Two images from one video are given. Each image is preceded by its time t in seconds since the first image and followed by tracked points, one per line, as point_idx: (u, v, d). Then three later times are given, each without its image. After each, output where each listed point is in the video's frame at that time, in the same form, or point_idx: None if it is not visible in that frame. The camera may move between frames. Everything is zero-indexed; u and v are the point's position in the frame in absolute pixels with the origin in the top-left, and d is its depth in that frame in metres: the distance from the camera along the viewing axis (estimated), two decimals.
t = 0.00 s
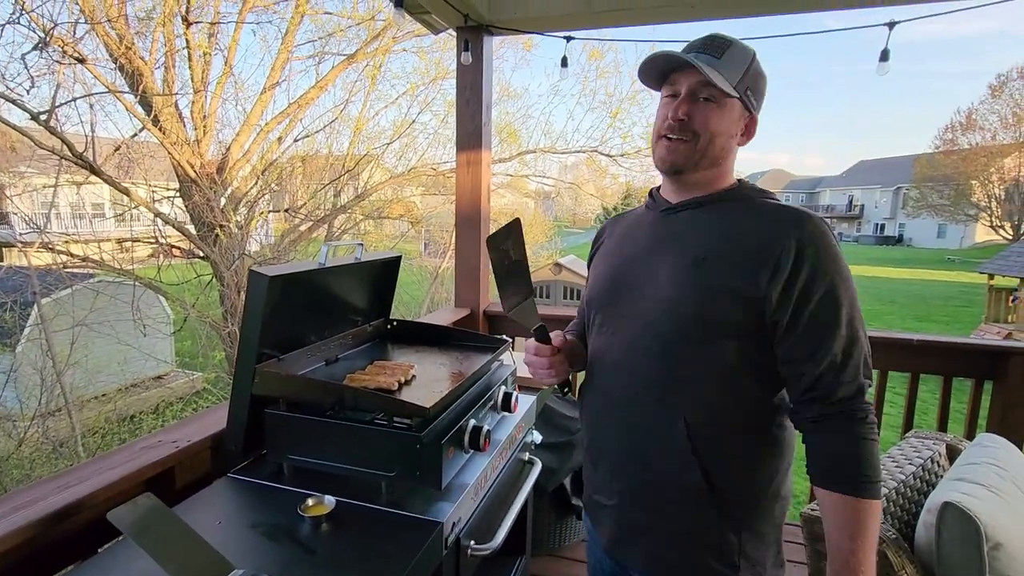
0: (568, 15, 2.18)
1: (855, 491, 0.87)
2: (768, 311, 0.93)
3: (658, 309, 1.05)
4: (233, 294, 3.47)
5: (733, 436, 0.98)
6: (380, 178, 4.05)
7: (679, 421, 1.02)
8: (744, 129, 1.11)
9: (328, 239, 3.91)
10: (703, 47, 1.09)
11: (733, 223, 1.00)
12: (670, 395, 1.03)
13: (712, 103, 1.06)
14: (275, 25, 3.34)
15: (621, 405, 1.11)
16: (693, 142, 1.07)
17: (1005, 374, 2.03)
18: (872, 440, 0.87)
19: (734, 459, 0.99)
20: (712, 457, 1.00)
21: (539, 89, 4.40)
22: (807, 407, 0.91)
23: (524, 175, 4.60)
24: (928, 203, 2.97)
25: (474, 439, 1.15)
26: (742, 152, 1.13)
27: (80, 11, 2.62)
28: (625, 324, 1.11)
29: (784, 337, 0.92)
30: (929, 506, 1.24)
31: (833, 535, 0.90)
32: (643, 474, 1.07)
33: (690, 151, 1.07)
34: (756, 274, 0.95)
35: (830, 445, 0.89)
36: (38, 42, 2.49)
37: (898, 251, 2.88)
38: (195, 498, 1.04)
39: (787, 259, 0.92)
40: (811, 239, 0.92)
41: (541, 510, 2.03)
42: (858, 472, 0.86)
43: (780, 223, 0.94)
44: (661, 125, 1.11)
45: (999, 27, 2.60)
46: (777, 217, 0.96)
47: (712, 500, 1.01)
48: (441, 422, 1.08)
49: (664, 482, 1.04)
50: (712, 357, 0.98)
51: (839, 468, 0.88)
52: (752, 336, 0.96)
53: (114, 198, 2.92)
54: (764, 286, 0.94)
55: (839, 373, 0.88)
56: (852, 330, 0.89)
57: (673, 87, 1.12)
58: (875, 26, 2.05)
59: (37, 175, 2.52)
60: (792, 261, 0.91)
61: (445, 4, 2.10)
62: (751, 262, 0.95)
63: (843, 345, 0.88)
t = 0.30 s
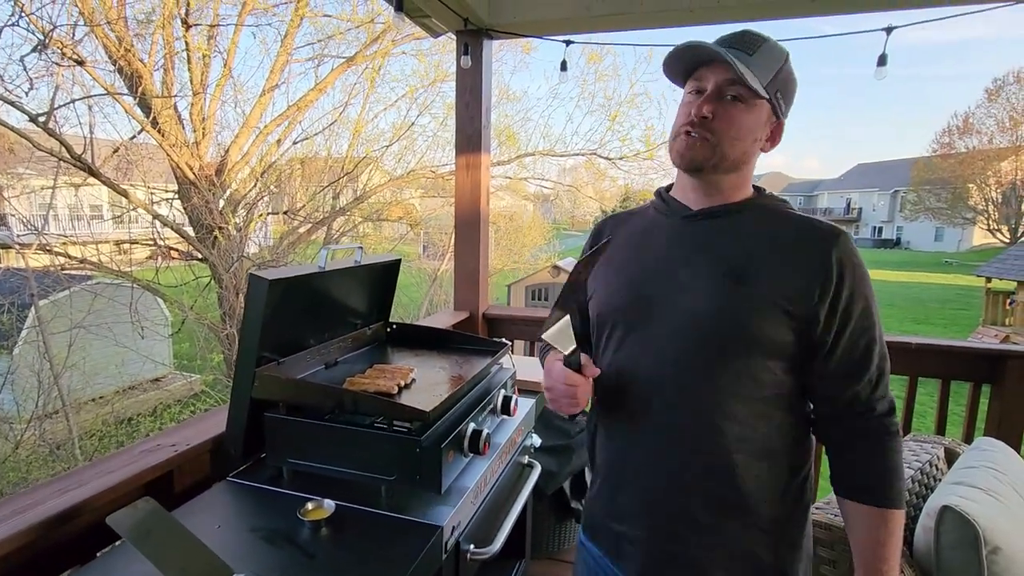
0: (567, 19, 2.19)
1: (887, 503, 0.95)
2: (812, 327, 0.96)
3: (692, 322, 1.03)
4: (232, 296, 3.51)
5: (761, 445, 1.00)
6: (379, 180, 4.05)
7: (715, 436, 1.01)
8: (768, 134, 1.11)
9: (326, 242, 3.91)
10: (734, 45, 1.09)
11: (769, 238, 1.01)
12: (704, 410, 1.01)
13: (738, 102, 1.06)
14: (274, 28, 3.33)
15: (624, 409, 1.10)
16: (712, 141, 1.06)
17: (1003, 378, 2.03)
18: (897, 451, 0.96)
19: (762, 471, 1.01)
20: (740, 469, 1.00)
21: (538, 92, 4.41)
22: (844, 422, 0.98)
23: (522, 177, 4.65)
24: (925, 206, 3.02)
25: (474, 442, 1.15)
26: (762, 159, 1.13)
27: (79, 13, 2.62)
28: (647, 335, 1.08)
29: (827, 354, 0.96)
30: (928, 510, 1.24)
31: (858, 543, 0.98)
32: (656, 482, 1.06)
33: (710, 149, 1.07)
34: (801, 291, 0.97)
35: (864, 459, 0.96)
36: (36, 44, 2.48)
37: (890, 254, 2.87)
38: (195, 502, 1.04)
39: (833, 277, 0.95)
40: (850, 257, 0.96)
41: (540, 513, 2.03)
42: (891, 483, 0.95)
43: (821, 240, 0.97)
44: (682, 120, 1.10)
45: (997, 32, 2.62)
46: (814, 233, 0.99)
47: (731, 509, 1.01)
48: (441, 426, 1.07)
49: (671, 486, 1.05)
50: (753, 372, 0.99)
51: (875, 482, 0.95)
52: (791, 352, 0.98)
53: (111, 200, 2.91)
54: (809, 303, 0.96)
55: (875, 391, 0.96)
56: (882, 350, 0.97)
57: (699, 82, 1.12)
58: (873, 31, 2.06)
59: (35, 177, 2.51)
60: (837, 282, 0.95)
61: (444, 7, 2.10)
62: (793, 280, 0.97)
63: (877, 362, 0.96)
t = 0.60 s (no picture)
0: (566, 21, 2.20)
1: (869, 504, 0.97)
2: (812, 335, 0.99)
3: (694, 328, 1.03)
4: (230, 297, 3.49)
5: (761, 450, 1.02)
6: (378, 181, 4.06)
7: (715, 443, 1.01)
8: (781, 147, 1.13)
9: (325, 243, 3.92)
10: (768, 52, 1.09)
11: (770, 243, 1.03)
12: (705, 416, 1.01)
13: (767, 111, 1.07)
14: (273, 29, 3.33)
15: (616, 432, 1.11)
16: (743, 147, 1.06)
17: (999, 380, 2.04)
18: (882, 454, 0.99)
19: (761, 476, 1.02)
20: (740, 475, 1.01)
21: (536, 93, 4.41)
22: (835, 425, 1.00)
23: (521, 179, 4.64)
24: (923, 208, 3.02)
25: (472, 444, 1.15)
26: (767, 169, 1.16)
27: (77, 14, 2.62)
28: (647, 340, 1.08)
29: (825, 361, 0.99)
30: (926, 511, 1.24)
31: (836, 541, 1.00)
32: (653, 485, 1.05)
33: (738, 154, 1.06)
34: (803, 300, 0.98)
35: (852, 462, 0.98)
36: (34, 45, 2.47)
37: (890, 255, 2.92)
38: (193, 503, 1.03)
39: (834, 287, 0.98)
40: (847, 268, 0.99)
41: (538, 514, 2.03)
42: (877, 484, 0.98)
43: (820, 249, 1.00)
44: (711, 119, 1.08)
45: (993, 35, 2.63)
46: (814, 243, 1.01)
47: (729, 509, 1.01)
48: (439, 427, 1.07)
49: (669, 488, 1.04)
50: (754, 378, 1.00)
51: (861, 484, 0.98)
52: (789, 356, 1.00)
53: (109, 201, 2.90)
54: (810, 312, 0.98)
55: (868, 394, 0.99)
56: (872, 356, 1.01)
57: (727, 83, 1.10)
58: (871, 34, 2.07)
59: (33, 178, 2.53)
60: (835, 290, 0.98)
61: (443, 9, 2.11)
62: (795, 285, 0.99)
63: (869, 368, 0.99)
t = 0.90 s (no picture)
0: (564, 21, 2.20)
1: (835, 468, 0.92)
2: (785, 323, 0.98)
3: (670, 324, 1.05)
4: (227, 298, 3.48)
5: (744, 438, 1.02)
6: (376, 182, 4.06)
7: (693, 433, 1.02)
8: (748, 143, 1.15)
9: (323, 243, 3.91)
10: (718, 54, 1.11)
11: (741, 237, 1.04)
12: (683, 408, 1.03)
13: (728, 112, 1.09)
14: (271, 29, 3.34)
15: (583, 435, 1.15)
16: (709, 151, 1.08)
17: (998, 380, 2.04)
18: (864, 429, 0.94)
19: (744, 463, 1.03)
20: (721, 464, 1.02)
21: (535, 93, 4.40)
22: (812, 400, 0.98)
23: (519, 180, 4.63)
24: (922, 209, 3.00)
25: (469, 445, 1.15)
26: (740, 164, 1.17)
27: (75, 15, 2.61)
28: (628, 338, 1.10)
29: (799, 345, 0.98)
30: (923, 511, 1.24)
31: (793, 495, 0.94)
32: (652, 483, 1.07)
33: (706, 157, 1.08)
34: (772, 290, 0.99)
35: (824, 429, 0.95)
36: (32, 45, 2.49)
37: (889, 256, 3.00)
38: (188, 504, 1.03)
39: (804, 274, 0.97)
40: (820, 255, 0.98)
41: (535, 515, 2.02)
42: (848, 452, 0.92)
43: (790, 238, 1.00)
44: (677, 127, 1.10)
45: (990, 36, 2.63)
46: (786, 232, 1.01)
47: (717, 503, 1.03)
48: (436, 427, 1.07)
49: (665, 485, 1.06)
50: (730, 370, 1.00)
51: (830, 448, 0.93)
52: (764, 347, 1.00)
53: (106, 202, 2.87)
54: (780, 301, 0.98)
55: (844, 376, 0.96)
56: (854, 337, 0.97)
57: (687, 90, 1.13)
58: (869, 35, 2.07)
59: (31, 178, 2.52)
60: (804, 276, 0.97)
61: (441, 10, 2.11)
62: (763, 277, 1.00)
63: (852, 347, 0.96)
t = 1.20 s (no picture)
0: (563, 23, 2.20)
1: (825, 446, 0.92)
2: (762, 314, 1.00)
3: (653, 322, 1.10)
4: (226, 301, 3.48)
5: (737, 428, 1.04)
6: (375, 184, 4.07)
7: (680, 425, 1.06)
8: (721, 146, 1.20)
9: (322, 246, 3.91)
10: (683, 66, 1.16)
11: (718, 234, 1.06)
12: (668, 402, 1.07)
13: (698, 122, 1.14)
14: (270, 32, 3.34)
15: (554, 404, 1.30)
16: (683, 160, 1.14)
17: (997, 383, 2.04)
18: (866, 409, 0.93)
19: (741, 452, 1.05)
20: (715, 455, 1.05)
21: (534, 96, 4.41)
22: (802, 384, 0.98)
23: (518, 182, 4.64)
24: (920, 211, 2.98)
25: (468, 447, 1.14)
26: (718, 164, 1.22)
27: (73, 17, 2.60)
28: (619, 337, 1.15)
29: (778, 334, 0.99)
30: (922, 514, 1.24)
31: (780, 456, 0.94)
32: (650, 478, 1.10)
33: (680, 165, 1.14)
34: (745, 284, 1.01)
35: (824, 403, 0.95)
36: (30, 47, 2.48)
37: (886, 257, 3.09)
38: (184, 508, 1.03)
39: (775, 264, 0.99)
40: (793, 243, 0.99)
41: (534, 517, 2.02)
42: (841, 428, 0.92)
43: (763, 230, 1.01)
44: (650, 141, 1.17)
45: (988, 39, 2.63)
46: (760, 225, 1.03)
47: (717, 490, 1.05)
48: (434, 430, 1.07)
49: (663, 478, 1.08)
50: (710, 365, 1.03)
51: (824, 421, 0.93)
52: (746, 340, 1.02)
53: (105, 204, 2.89)
54: (754, 294, 1.00)
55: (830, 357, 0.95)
56: (840, 317, 0.96)
57: (658, 104, 1.18)
58: (867, 37, 2.06)
59: (29, 181, 2.52)
60: (776, 267, 0.98)
61: (440, 12, 2.11)
62: (738, 272, 1.02)
63: (840, 327, 0.95)
